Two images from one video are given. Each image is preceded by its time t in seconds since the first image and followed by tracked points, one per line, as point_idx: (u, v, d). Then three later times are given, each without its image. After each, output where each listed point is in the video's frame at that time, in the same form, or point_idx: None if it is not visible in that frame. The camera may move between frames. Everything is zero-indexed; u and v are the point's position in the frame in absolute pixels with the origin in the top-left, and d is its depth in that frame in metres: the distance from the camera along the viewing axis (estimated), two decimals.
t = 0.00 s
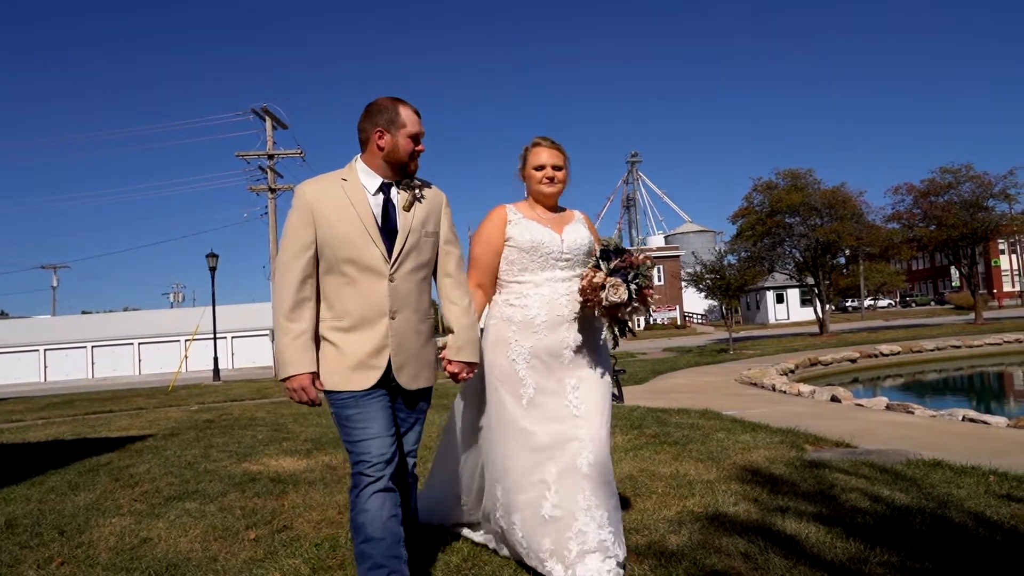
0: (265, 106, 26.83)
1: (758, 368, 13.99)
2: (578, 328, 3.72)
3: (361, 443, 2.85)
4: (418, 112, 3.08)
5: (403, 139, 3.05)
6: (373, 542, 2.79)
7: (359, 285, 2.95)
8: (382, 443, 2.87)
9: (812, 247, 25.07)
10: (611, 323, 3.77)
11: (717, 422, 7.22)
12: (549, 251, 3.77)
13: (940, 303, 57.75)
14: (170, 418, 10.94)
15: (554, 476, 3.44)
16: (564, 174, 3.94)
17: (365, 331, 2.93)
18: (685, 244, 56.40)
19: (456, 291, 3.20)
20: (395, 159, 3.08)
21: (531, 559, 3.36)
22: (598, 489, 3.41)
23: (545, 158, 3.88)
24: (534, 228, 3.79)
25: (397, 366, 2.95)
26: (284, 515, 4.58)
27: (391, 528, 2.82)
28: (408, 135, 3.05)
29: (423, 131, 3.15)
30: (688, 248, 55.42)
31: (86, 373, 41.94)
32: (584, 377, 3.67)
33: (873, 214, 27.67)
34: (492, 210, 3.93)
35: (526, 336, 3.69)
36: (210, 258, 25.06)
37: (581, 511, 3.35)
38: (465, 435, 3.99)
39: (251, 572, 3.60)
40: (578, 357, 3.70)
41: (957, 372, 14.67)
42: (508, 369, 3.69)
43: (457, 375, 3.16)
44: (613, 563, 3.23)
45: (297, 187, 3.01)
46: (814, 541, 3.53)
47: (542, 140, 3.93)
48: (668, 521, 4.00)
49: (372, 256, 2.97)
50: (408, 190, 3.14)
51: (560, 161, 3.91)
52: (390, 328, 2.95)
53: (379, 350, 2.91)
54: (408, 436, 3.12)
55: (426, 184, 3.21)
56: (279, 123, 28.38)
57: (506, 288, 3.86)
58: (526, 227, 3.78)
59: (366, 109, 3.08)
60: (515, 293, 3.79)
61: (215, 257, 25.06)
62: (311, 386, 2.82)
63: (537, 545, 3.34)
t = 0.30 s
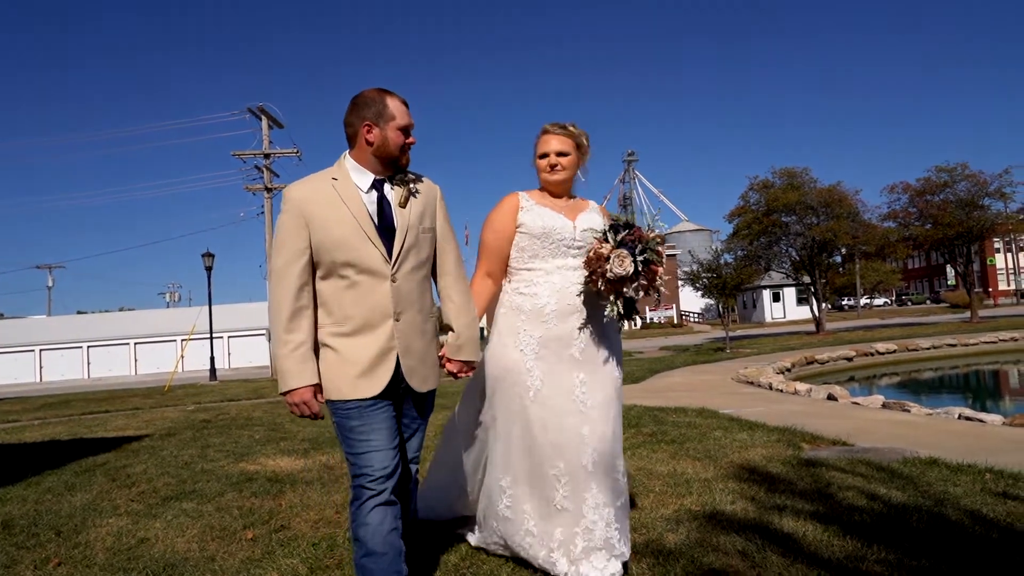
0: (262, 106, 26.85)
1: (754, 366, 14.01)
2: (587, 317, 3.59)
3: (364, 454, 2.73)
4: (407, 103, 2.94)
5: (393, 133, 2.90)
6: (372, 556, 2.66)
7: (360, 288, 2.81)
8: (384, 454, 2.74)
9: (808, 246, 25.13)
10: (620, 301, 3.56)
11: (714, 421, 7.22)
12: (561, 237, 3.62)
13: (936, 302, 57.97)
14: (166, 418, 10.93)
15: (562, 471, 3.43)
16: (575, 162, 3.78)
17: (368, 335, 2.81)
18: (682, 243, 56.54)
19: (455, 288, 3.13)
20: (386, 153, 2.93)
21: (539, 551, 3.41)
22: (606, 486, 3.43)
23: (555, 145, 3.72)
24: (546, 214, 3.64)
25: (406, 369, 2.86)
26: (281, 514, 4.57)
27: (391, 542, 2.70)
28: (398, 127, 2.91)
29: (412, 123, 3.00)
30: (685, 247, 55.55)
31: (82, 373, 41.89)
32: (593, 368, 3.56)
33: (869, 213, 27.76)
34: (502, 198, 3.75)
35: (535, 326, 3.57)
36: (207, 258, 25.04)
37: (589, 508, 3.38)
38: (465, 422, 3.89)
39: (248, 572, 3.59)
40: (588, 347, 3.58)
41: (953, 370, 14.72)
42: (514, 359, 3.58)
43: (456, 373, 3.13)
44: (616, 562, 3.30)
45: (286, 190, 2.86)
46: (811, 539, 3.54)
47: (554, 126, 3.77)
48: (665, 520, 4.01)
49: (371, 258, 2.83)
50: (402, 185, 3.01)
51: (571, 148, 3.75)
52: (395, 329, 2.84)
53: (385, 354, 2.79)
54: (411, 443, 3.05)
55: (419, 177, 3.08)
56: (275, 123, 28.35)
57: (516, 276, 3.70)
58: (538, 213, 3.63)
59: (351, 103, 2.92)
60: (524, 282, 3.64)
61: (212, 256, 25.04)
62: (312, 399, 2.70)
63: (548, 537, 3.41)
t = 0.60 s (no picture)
0: (258, 106, 26.81)
1: (751, 366, 14.02)
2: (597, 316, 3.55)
3: (362, 465, 2.66)
4: (389, 90, 2.86)
5: (376, 121, 2.83)
6: (368, 568, 2.61)
7: (354, 285, 2.75)
8: (381, 465, 2.68)
9: (805, 245, 25.16)
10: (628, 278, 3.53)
11: (711, 420, 7.23)
12: (570, 233, 3.57)
13: (933, 301, 58.11)
14: (163, 419, 10.91)
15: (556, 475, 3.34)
16: (581, 152, 3.74)
17: (365, 333, 2.76)
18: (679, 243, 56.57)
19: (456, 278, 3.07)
20: (371, 143, 2.87)
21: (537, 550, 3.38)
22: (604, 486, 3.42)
23: (562, 137, 3.68)
24: (555, 209, 3.61)
25: (410, 365, 2.82)
26: (279, 516, 4.56)
27: (388, 554, 2.65)
28: (381, 115, 2.83)
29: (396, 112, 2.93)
30: (682, 247, 55.59)
31: (78, 375, 41.77)
32: (597, 366, 3.52)
33: (865, 212, 27.79)
34: (510, 194, 3.72)
35: (543, 321, 3.52)
36: (203, 258, 24.97)
37: (588, 510, 3.35)
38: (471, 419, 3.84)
39: (246, 573, 3.59)
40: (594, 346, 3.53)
41: (949, 369, 14.74)
42: (519, 356, 3.51)
43: (469, 365, 3.05)
44: (613, 562, 3.30)
45: (270, 189, 2.77)
46: (810, 539, 3.54)
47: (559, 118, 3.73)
48: (663, 519, 4.01)
49: (364, 252, 2.77)
50: (391, 174, 2.95)
51: (575, 140, 3.71)
52: (395, 324, 2.79)
53: (387, 352, 2.74)
54: (416, 447, 3.02)
55: (407, 165, 3.03)
56: (270, 124, 28.29)
57: (525, 273, 3.66)
58: (546, 208, 3.60)
59: (331, 93, 2.85)
60: (533, 278, 3.59)
61: (208, 257, 24.98)
62: (313, 404, 2.62)
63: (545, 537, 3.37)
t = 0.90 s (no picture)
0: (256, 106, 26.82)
1: (751, 366, 14.02)
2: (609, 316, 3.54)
3: (356, 471, 2.63)
4: (376, 73, 2.83)
5: (364, 104, 2.80)
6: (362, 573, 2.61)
7: (349, 276, 2.68)
8: (375, 472, 2.64)
9: (804, 245, 25.18)
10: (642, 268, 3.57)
11: (711, 421, 7.23)
12: (582, 230, 3.58)
13: (932, 300, 58.16)
14: (162, 421, 10.90)
15: (573, 472, 3.18)
16: (589, 147, 3.73)
17: (364, 326, 2.68)
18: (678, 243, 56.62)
19: (455, 263, 2.99)
20: (359, 128, 2.82)
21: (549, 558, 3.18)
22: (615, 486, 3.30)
23: (569, 132, 3.67)
24: (566, 206, 3.61)
25: (416, 357, 2.75)
26: (278, 518, 4.55)
27: (384, 559, 2.64)
28: (369, 98, 2.80)
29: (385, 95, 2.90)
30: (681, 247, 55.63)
31: (77, 376, 41.73)
32: (608, 365, 3.50)
33: (864, 212, 27.81)
34: (518, 191, 3.71)
35: (554, 318, 3.50)
36: (202, 259, 24.96)
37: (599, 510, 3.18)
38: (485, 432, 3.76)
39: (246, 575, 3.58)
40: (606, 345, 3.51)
41: (949, 368, 14.75)
42: (533, 356, 3.46)
43: (482, 350, 2.92)
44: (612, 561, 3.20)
45: (255, 179, 2.68)
46: (810, 539, 3.54)
47: (565, 113, 3.72)
48: (663, 520, 4.00)
49: (358, 241, 2.71)
50: (381, 160, 2.89)
51: (582, 135, 3.70)
52: (396, 315, 2.73)
53: (390, 344, 2.68)
54: (442, 441, 2.89)
55: (398, 150, 2.97)
56: (269, 125, 28.33)
57: (535, 271, 3.65)
58: (557, 206, 3.60)
59: (317, 78, 2.80)
60: (544, 276, 3.59)
61: (207, 258, 24.97)
62: (312, 401, 2.54)
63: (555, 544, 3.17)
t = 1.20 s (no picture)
0: (253, 106, 26.80)
1: (749, 366, 14.02)
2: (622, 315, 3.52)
3: (351, 477, 2.63)
4: (366, 65, 2.80)
5: (355, 97, 2.76)
6: None
7: (344, 273, 2.67)
8: (370, 479, 2.64)
9: (801, 245, 25.22)
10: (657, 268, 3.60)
11: (709, 421, 7.23)
12: (596, 229, 3.53)
13: (929, 300, 58.32)
14: (159, 423, 10.88)
15: (604, 472, 3.15)
16: (597, 144, 3.69)
17: (360, 325, 2.67)
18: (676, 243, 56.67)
19: (449, 257, 2.99)
20: (351, 121, 2.79)
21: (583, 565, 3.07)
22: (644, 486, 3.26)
23: (577, 127, 3.62)
24: (578, 204, 3.55)
25: (416, 355, 2.71)
26: (276, 519, 4.54)
27: (378, 562, 2.65)
28: (360, 91, 2.76)
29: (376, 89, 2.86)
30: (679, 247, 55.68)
31: (75, 377, 41.68)
32: (621, 365, 3.48)
33: (862, 211, 27.86)
34: (527, 185, 3.63)
35: (568, 317, 3.43)
36: (199, 260, 24.91)
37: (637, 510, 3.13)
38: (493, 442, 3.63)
39: None
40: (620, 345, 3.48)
41: (946, 367, 14.79)
42: (547, 357, 3.37)
43: (481, 341, 2.83)
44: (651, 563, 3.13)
45: (244, 175, 2.67)
46: (807, 539, 3.54)
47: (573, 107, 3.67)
48: (660, 520, 4.00)
49: (352, 236, 2.70)
50: (373, 153, 2.88)
51: (592, 132, 3.66)
52: (394, 311, 2.71)
53: (390, 342, 2.66)
54: (453, 433, 2.78)
55: (390, 143, 2.95)
56: (267, 125, 28.31)
57: (544, 270, 3.58)
58: (568, 203, 3.54)
59: (305, 70, 2.77)
60: (556, 275, 3.53)
61: (205, 259, 24.92)
62: (307, 404, 2.53)
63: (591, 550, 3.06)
